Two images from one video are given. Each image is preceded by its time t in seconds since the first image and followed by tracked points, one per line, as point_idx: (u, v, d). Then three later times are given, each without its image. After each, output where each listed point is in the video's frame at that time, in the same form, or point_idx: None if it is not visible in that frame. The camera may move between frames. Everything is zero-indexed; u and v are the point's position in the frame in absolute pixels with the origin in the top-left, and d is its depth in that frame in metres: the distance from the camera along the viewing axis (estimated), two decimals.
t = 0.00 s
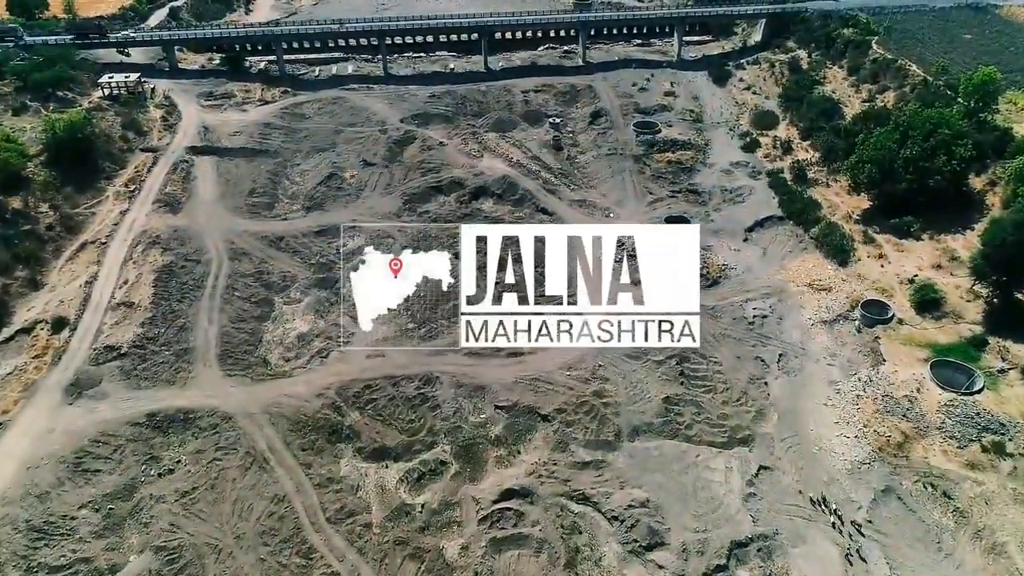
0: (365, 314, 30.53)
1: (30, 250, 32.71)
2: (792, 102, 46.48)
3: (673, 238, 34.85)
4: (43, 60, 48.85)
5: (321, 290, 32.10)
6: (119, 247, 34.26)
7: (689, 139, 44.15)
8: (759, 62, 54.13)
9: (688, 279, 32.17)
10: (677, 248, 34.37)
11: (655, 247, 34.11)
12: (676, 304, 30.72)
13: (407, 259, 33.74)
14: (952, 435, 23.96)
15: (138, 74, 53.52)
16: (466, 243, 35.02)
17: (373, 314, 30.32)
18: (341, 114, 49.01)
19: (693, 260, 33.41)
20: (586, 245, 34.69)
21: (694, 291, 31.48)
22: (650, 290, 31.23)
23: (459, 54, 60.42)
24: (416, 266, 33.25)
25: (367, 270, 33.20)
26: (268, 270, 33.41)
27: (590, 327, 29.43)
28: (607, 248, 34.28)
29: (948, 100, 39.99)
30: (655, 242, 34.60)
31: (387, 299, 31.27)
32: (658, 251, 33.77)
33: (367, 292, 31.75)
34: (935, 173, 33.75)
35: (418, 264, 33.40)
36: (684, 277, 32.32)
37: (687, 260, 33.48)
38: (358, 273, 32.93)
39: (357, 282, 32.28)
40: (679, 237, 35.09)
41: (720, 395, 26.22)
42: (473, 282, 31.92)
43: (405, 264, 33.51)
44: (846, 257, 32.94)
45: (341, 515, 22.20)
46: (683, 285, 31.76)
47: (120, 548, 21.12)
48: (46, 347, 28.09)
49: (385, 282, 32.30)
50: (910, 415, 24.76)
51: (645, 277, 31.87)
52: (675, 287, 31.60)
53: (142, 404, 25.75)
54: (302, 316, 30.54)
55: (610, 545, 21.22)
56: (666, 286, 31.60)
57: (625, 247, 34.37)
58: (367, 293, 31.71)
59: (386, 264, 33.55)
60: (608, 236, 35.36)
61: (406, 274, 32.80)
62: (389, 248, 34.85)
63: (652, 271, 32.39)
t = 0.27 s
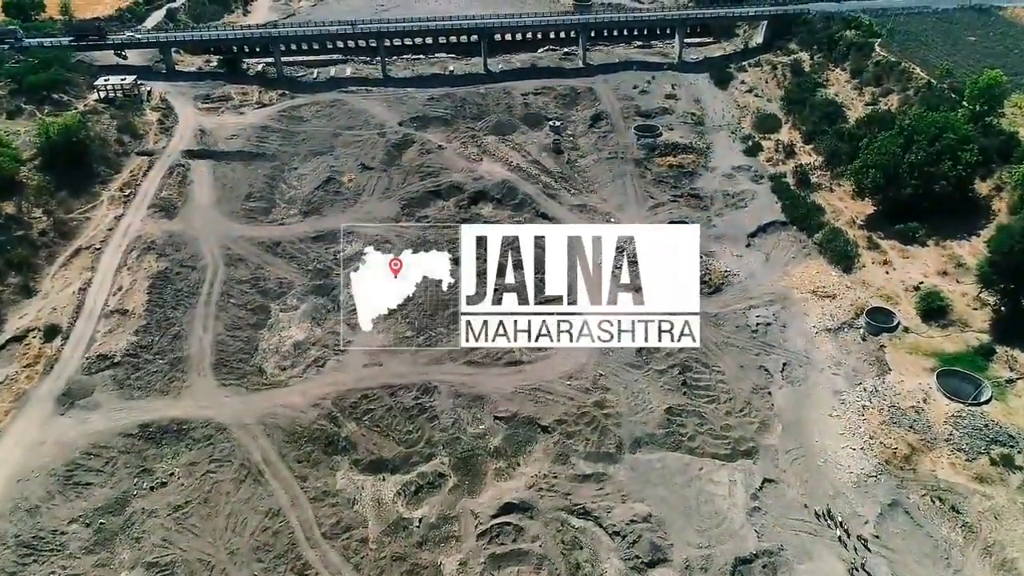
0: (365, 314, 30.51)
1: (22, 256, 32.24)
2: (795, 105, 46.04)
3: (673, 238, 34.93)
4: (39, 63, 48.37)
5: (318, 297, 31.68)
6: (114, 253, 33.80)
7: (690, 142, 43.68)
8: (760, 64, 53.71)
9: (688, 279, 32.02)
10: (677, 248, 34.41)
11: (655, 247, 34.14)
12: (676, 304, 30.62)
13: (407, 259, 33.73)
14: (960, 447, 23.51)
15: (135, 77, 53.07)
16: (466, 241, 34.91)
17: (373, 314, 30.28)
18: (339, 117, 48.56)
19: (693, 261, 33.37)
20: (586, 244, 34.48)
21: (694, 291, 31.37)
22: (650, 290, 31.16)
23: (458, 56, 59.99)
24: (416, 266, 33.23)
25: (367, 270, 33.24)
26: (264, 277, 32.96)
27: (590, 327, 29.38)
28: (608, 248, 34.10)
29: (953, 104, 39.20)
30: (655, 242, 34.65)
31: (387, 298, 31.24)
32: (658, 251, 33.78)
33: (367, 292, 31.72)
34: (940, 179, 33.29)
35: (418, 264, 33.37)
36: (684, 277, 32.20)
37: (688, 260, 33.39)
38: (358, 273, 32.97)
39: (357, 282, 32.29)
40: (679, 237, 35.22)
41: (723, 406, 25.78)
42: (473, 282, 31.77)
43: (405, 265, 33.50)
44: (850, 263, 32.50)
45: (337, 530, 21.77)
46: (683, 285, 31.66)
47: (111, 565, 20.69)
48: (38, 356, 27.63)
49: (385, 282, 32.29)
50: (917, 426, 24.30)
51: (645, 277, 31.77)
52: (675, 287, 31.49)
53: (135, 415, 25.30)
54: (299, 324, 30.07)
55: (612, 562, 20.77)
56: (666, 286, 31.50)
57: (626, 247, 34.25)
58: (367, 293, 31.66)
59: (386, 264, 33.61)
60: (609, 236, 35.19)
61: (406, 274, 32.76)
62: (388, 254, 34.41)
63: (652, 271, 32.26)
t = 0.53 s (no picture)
0: (365, 315, 30.35)
1: (16, 262, 31.86)
2: (797, 107, 45.65)
3: (673, 239, 35.03)
4: (35, 65, 47.96)
5: (316, 303, 31.27)
6: (109, 258, 33.40)
7: (692, 145, 43.27)
8: (762, 66, 53.32)
9: (688, 280, 31.84)
10: (677, 248, 34.39)
11: (655, 247, 34.10)
12: (676, 304, 30.52)
13: (407, 259, 33.61)
14: (967, 458, 23.12)
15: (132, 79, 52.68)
16: (466, 240, 34.78)
17: (373, 314, 30.13)
18: (338, 120, 48.16)
19: (693, 261, 33.28)
20: (584, 245, 34.27)
21: (694, 291, 31.23)
22: (650, 290, 31.03)
23: (458, 58, 59.59)
24: (416, 266, 33.12)
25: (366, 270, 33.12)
26: (261, 282, 32.57)
27: (590, 327, 29.34)
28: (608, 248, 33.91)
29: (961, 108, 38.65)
30: (655, 242, 34.66)
31: (387, 298, 31.09)
32: (659, 251, 33.72)
33: (367, 292, 31.56)
34: (945, 183, 32.83)
35: (418, 264, 33.25)
36: (684, 277, 32.05)
37: (687, 261, 33.28)
38: (357, 273, 32.86)
39: (357, 282, 32.16)
40: (678, 238, 35.34)
41: (726, 415, 25.39)
42: (473, 282, 31.62)
43: (405, 265, 33.34)
44: (853, 269, 32.15)
45: (333, 543, 21.42)
46: (683, 285, 31.50)
47: None
48: (31, 364, 27.25)
49: (385, 282, 32.11)
50: (924, 437, 23.90)
51: (645, 277, 31.63)
52: (675, 287, 31.35)
53: (129, 425, 24.88)
54: (296, 331, 29.65)
55: None
56: (666, 286, 31.35)
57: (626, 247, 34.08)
58: (367, 294, 31.51)
59: (386, 264, 33.48)
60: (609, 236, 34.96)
61: (406, 274, 32.61)
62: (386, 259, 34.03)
63: (652, 272, 32.10)
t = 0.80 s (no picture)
0: (365, 314, 30.38)
1: (9, 269, 31.45)
2: (799, 110, 45.19)
3: (674, 239, 34.79)
4: (30, 68, 47.51)
5: (313, 310, 30.80)
6: (103, 265, 32.96)
7: (694, 149, 42.79)
8: (764, 68, 52.85)
9: (688, 279, 31.75)
10: (678, 248, 34.20)
11: (655, 247, 33.90)
12: (676, 304, 30.39)
13: (407, 259, 33.70)
14: (976, 472, 22.65)
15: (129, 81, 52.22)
16: (465, 243, 34.50)
17: (373, 314, 30.16)
18: (336, 123, 47.71)
19: (693, 261, 33.07)
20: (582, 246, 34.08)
21: (694, 291, 31.03)
22: (650, 292, 30.85)
23: (457, 60, 59.12)
24: (416, 266, 33.22)
25: (367, 270, 33.25)
26: (257, 289, 32.10)
27: (590, 327, 29.29)
28: (608, 249, 33.78)
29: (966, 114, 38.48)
30: (656, 242, 34.42)
31: (387, 299, 31.13)
32: (659, 251, 33.53)
33: (367, 292, 31.61)
34: (951, 189, 32.36)
35: (418, 264, 33.32)
36: (684, 277, 31.85)
37: (687, 261, 33.12)
38: (358, 273, 32.93)
39: (357, 282, 32.24)
40: (678, 238, 35.08)
41: (730, 427, 24.93)
42: (473, 282, 31.52)
43: (405, 265, 33.42)
44: (858, 275, 31.71)
45: (328, 560, 21.01)
46: (683, 285, 31.31)
47: None
48: (22, 373, 26.81)
49: (385, 282, 32.20)
50: (931, 450, 23.43)
51: (645, 278, 31.45)
52: (675, 287, 31.17)
53: (121, 436, 24.43)
54: (292, 339, 29.21)
55: None
56: (666, 287, 31.15)
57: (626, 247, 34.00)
58: (367, 293, 31.58)
59: (386, 264, 33.56)
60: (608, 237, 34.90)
61: (405, 274, 32.68)
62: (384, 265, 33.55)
63: (652, 272, 31.94)
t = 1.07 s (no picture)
0: (365, 314, 30.30)
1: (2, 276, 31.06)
2: (802, 113, 44.75)
3: (674, 238, 34.71)
4: (25, 70, 47.03)
5: (309, 318, 30.33)
6: (97, 271, 32.51)
7: (695, 153, 42.31)
8: (766, 71, 52.42)
9: (688, 277, 31.64)
10: (678, 248, 34.09)
11: (655, 247, 33.84)
12: (675, 305, 30.27)
13: (408, 259, 33.47)
14: (985, 486, 22.19)
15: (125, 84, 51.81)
16: (466, 243, 34.38)
17: (373, 314, 30.07)
18: (333, 126, 47.27)
19: (693, 261, 32.91)
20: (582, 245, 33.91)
21: (694, 292, 30.83)
22: (650, 293, 30.70)
23: (456, 62, 58.66)
24: (417, 266, 33.01)
25: (367, 270, 33.18)
26: (253, 296, 31.66)
27: (590, 327, 29.24)
28: (608, 249, 33.67)
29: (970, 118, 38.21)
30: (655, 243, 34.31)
31: (387, 299, 31.00)
32: (659, 251, 33.46)
33: (367, 292, 31.52)
34: (957, 195, 31.89)
35: (418, 264, 33.08)
36: (684, 277, 31.72)
37: (687, 261, 33.03)
38: (358, 273, 32.82)
39: (357, 283, 32.14)
40: (678, 238, 34.97)
41: (733, 438, 24.49)
42: (473, 283, 31.39)
43: (406, 265, 33.24)
44: (862, 282, 31.25)
45: None
46: (683, 286, 31.12)
47: None
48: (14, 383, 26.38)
49: (385, 282, 32.07)
50: (939, 463, 22.97)
51: (645, 278, 31.29)
52: (675, 288, 31.04)
53: (112, 448, 23.99)
54: (288, 348, 28.77)
55: None
56: (666, 288, 30.99)
57: (625, 247, 34.03)
58: (367, 294, 31.49)
59: (386, 264, 33.41)
60: (608, 236, 34.88)
61: (406, 274, 32.48)
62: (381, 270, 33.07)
63: (652, 272, 31.81)
